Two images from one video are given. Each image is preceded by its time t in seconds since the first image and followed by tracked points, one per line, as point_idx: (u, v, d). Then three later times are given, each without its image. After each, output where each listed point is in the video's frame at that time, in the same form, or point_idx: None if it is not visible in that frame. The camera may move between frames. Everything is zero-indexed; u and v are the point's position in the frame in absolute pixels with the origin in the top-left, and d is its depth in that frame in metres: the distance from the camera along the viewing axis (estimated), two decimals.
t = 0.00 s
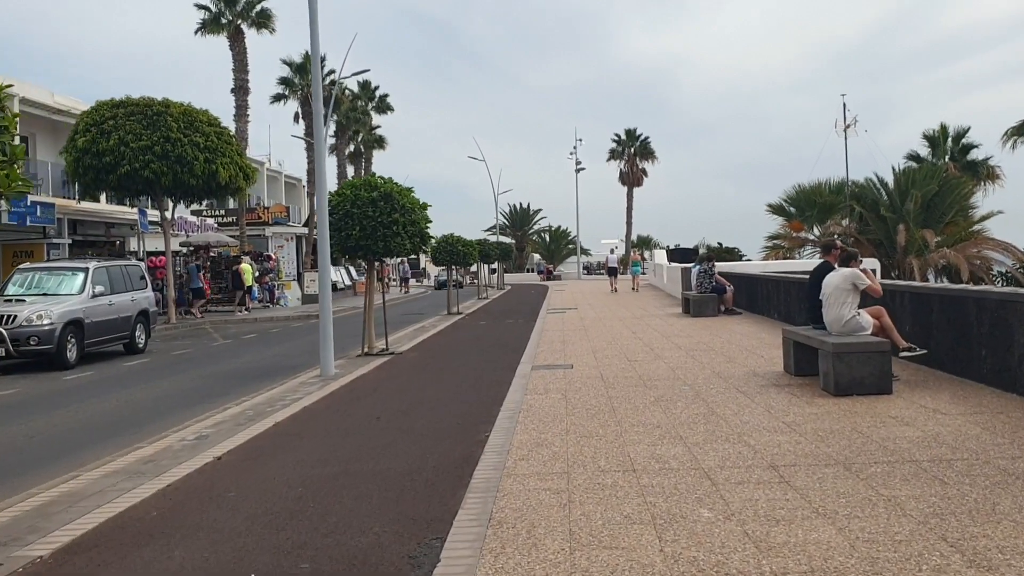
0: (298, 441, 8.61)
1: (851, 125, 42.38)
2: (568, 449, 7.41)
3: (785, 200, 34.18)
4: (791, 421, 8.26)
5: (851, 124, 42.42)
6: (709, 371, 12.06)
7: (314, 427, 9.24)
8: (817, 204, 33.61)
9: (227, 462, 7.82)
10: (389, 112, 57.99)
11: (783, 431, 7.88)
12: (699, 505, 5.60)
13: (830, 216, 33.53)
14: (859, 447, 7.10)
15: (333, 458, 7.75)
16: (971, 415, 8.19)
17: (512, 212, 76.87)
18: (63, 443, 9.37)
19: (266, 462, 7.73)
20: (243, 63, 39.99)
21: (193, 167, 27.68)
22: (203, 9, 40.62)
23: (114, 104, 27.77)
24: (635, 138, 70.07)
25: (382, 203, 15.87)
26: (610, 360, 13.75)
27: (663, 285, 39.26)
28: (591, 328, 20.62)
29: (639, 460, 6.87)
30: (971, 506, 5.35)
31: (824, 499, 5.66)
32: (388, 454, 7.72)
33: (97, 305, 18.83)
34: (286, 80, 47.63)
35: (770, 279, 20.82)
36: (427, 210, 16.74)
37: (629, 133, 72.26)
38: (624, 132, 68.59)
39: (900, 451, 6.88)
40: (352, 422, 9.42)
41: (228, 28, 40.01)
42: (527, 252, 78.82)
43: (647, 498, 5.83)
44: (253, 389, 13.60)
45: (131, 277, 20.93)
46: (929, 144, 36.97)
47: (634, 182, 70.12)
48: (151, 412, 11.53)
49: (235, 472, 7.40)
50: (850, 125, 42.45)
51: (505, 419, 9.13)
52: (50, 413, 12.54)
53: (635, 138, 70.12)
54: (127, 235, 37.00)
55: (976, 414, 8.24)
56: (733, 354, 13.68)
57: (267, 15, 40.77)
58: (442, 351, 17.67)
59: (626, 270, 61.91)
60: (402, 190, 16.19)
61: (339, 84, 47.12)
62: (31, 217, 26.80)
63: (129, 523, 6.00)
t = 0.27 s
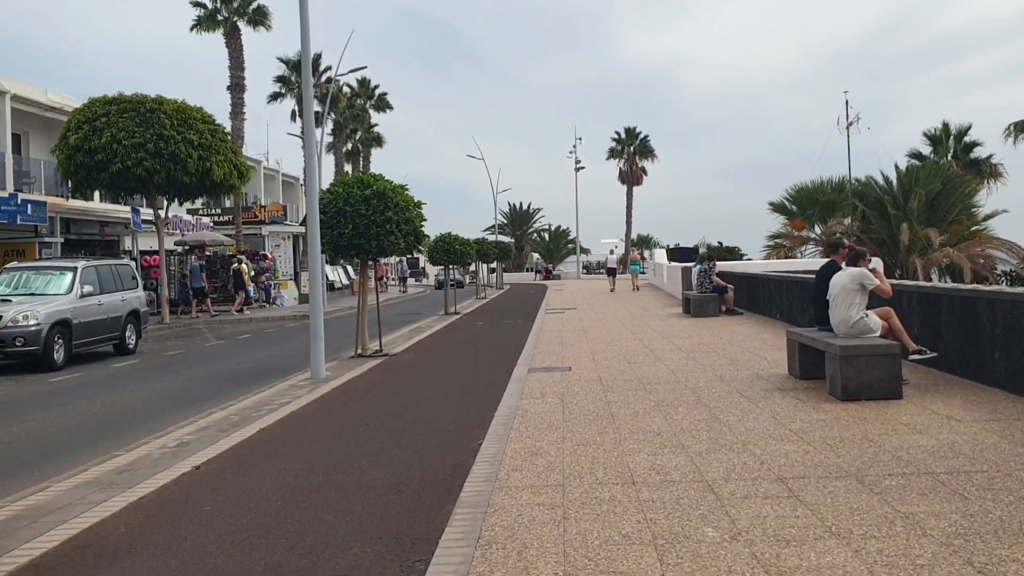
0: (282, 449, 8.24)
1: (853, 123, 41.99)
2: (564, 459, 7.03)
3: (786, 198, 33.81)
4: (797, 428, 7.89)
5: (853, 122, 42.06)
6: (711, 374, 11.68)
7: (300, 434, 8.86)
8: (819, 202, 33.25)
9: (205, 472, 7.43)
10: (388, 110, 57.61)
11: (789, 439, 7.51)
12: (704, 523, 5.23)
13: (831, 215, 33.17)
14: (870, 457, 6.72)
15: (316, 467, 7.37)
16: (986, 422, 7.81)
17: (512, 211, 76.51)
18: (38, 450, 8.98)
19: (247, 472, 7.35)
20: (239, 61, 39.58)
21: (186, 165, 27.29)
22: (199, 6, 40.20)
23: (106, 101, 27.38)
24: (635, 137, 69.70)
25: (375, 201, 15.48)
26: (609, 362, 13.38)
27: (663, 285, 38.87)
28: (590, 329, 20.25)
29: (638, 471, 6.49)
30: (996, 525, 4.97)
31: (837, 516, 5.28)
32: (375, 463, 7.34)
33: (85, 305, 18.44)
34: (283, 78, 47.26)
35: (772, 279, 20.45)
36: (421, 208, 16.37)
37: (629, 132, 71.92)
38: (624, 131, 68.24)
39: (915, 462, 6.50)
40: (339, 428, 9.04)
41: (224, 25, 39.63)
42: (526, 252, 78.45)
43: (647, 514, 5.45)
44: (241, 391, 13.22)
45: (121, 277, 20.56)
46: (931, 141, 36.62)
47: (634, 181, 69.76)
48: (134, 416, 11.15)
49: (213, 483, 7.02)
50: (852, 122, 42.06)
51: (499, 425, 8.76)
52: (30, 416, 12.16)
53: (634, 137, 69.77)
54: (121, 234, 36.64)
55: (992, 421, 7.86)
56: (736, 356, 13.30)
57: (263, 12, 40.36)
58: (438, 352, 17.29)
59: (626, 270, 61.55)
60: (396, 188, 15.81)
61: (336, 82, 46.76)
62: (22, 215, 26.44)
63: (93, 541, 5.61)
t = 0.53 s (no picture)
0: (267, 461, 7.87)
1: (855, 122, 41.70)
2: (562, 473, 6.67)
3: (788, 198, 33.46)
4: (807, 440, 7.53)
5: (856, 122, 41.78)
6: (714, 380, 11.31)
7: (287, 445, 8.49)
8: (821, 203, 32.94)
9: (185, 487, 7.06)
10: (387, 109, 57.21)
11: (799, 451, 7.15)
12: (712, 548, 4.85)
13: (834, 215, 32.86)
14: (886, 472, 6.36)
15: (302, 481, 6.99)
16: (1005, 434, 7.45)
17: (511, 212, 76.13)
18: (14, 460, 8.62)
19: (229, 487, 6.98)
20: (235, 59, 39.17)
21: (180, 164, 26.93)
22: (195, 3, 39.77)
23: (98, 99, 27.02)
24: (635, 137, 69.31)
25: (369, 201, 15.11)
26: (609, 367, 13.01)
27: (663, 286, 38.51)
28: (589, 332, 19.89)
29: (641, 487, 6.13)
30: None
31: (854, 540, 4.92)
32: (363, 477, 6.96)
33: (74, 307, 18.06)
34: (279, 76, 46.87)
35: (774, 280, 20.09)
36: (416, 208, 16.01)
37: (629, 132, 71.54)
38: (624, 131, 67.85)
39: (934, 478, 6.14)
40: (328, 438, 8.67)
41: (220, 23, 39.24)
42: (525, 252, 78.05)
43: (651, 538, 5.08)
44: (231, 396, 12.87)
45: (112, 277, 20.20)
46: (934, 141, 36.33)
47: (633, 181, 69.37)
48: (118, 422, 10.80)
49: (192, 499, 6.65)
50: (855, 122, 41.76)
51: (494, 434, 8.40)
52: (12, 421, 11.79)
53: (634, 137, 69.38)
54: (116, 233, 36.26)
55: (1010, 432, 7.50)
56: (740, 361, 12.94)
57: (260, 10, 39.94)
58: (434, 355, 16.93)
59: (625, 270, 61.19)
60: (391, 187, 15.44)
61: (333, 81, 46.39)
62: (13, 214, 26.06)
63: (58, 564, 5.25)
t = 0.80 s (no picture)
0: (253, 470, 7.51)
1: (859, 120, 41.35)
2: (563, 485, 6.30)
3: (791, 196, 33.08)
4: (820, 448, 7.16)
5: (859, 120, 41.44)
6: (720, 384, 10.94)
7: (274, 452, 8.12)
8: (824, 201, 32.58)
9: (164, 498, 6.69)
10: (386, 108, 56.83)
11: (812, 461, 6.78)
12: (725, 570, 4.49)
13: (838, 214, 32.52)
14: (906, 484, 5.99)
15: (288, 493, 6.63)
16: None
17: (510, 211, 75.77)
18: None
19: (211, 498, 6.61)
20: (232, 56, 38.79)
21: (174, 161, 26.56)
22: None
23: (92, 96, 26.66)
24: (635, 136, 68.91)
25: (364, 199, 14.72)
26: (610, 369, 12.62)
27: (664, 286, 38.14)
28: (590, 332, 19.53)
29: (646, 502, 5.76)
30: None
31: (878, 562, 4.55)
32: (352, 488, 6.60)
33: (64, 307, 17.68)
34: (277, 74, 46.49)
35: (778, 280, 19.72)
36: (413, 206, 15.63)
37: (629, 130, 71.15)
38: (624, 129, 67.48)
39: (959, 491, 5.76)
40: (317, 445, 8.30)
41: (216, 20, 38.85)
42: (525, 251, 77.68)
43: (659, 558, 4.71)
44: (221, 400, 12.51)
45: (103, 277, 19.83)
46: (939, 139, 35.95)
47: (633, 180, 69.00)
48: (102, 428, 10.43)
49: (172, 511, 6.28)
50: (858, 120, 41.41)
51: (491, 442, 8.03)
52: None
53: (634, 136, 69.00)
54: (111, 233, 35.89)
55: None
56: (745, 363, 12.57)
57: (256, 7, 39.54)
58: (431, 357, 16.56)
59: (625, 269, 60.82)
60: (386, 185, 15.05)
61: (331, 79, 46.03)
62: (6, 213, 25.71)
63: None
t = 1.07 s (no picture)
0: (235, 485, 7.18)
1: (860, 119, 41.06)
2: (559, 503, 5.96)
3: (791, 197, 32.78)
4: (829, 461, 6.81)
5: (861, 118, 41.15)
6: (723, 390, 10.60)
7: (258, 465, 7.79)
8: (825, 201, 32.28)
9: (139, 517, 6.33)
10: (383, 108, 56.52)
11: (822, 475, 6.44)
12: None
13: (839, 214, 32.23)
14: (923, 501, 5.63)
15: (269, 511, 6.29)
16: None
17: (509, 211, 75.42)
18: None
19: (188, 517, 6.26)
20: (227, 56, 38.45)
21: (167, 162, 26.21)
22: None
23: (83, 96, 26.32)
24: (634, 136, 68.58)
25: (357, 200, 14.37)
26: (610, 375, 12.28)
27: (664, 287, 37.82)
28: (588, 334, 19.18)
29: (647, 522, 5.42)
30: None
31: None
32: (337, 506, 6.27)
33: (52, 310, 17.36)
34: (273, 74, 46.18)
35: (780, 281, 19.39)
36: (407, 207, 15.29)
37: (628, 130, 70.83)
38: (623, 129, 67.15)
39: (981, 510, 5.42)
40: (304, 458, 7.96)
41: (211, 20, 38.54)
42: (524, 252, 77.34)
43: None
44: (209, 407, 12.17)
45: (93, 280, 19.48)
46: (942, 139, 35.66)
47: (632, 180, 68.67)
48: (83, 437, 10.09)
49: (146, 531, 5.95)
50: (860, 119, 41.11)
51: (485, 454, 7.69)
52: None
53: (633, 136, 68.67)
54: (105, 234, 35.54)
55: None
56: (748, 368, 12.23)
57: (251, 6, 39.19)
58: (427, 361, 16.23)
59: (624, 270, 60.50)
60: (380, 185, 14.70)
61: (327, 79, 45.75)
62: None
63: None
